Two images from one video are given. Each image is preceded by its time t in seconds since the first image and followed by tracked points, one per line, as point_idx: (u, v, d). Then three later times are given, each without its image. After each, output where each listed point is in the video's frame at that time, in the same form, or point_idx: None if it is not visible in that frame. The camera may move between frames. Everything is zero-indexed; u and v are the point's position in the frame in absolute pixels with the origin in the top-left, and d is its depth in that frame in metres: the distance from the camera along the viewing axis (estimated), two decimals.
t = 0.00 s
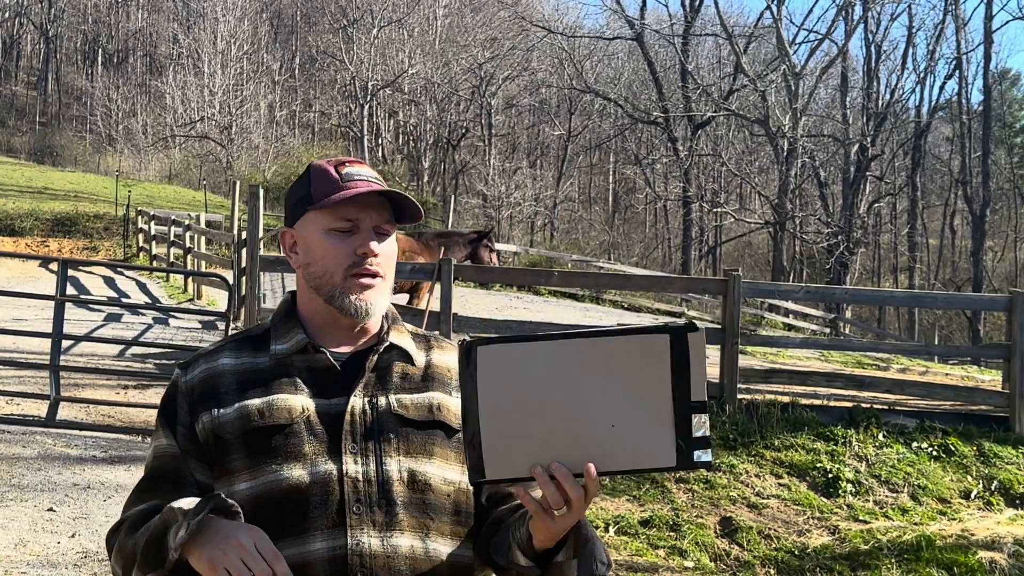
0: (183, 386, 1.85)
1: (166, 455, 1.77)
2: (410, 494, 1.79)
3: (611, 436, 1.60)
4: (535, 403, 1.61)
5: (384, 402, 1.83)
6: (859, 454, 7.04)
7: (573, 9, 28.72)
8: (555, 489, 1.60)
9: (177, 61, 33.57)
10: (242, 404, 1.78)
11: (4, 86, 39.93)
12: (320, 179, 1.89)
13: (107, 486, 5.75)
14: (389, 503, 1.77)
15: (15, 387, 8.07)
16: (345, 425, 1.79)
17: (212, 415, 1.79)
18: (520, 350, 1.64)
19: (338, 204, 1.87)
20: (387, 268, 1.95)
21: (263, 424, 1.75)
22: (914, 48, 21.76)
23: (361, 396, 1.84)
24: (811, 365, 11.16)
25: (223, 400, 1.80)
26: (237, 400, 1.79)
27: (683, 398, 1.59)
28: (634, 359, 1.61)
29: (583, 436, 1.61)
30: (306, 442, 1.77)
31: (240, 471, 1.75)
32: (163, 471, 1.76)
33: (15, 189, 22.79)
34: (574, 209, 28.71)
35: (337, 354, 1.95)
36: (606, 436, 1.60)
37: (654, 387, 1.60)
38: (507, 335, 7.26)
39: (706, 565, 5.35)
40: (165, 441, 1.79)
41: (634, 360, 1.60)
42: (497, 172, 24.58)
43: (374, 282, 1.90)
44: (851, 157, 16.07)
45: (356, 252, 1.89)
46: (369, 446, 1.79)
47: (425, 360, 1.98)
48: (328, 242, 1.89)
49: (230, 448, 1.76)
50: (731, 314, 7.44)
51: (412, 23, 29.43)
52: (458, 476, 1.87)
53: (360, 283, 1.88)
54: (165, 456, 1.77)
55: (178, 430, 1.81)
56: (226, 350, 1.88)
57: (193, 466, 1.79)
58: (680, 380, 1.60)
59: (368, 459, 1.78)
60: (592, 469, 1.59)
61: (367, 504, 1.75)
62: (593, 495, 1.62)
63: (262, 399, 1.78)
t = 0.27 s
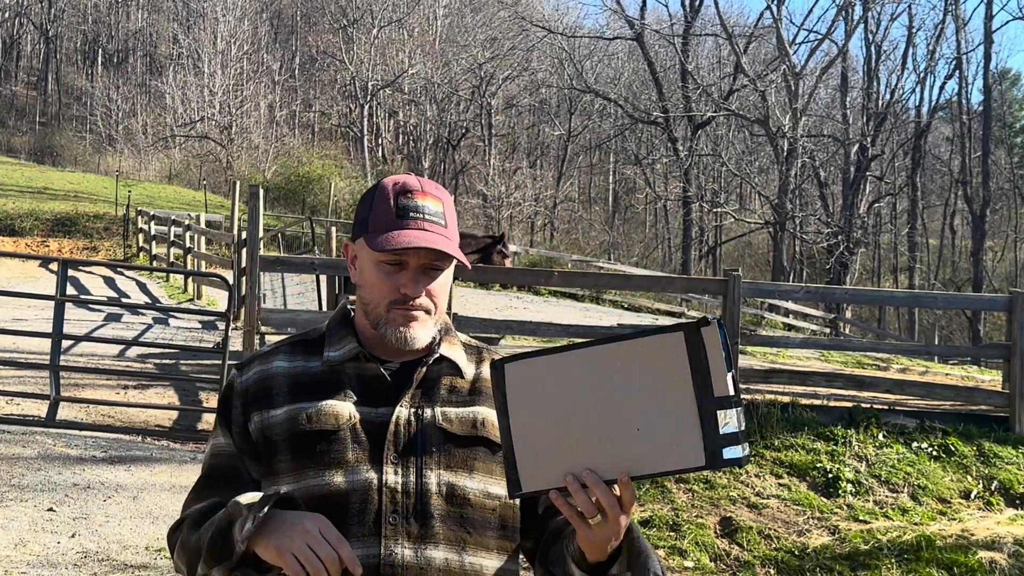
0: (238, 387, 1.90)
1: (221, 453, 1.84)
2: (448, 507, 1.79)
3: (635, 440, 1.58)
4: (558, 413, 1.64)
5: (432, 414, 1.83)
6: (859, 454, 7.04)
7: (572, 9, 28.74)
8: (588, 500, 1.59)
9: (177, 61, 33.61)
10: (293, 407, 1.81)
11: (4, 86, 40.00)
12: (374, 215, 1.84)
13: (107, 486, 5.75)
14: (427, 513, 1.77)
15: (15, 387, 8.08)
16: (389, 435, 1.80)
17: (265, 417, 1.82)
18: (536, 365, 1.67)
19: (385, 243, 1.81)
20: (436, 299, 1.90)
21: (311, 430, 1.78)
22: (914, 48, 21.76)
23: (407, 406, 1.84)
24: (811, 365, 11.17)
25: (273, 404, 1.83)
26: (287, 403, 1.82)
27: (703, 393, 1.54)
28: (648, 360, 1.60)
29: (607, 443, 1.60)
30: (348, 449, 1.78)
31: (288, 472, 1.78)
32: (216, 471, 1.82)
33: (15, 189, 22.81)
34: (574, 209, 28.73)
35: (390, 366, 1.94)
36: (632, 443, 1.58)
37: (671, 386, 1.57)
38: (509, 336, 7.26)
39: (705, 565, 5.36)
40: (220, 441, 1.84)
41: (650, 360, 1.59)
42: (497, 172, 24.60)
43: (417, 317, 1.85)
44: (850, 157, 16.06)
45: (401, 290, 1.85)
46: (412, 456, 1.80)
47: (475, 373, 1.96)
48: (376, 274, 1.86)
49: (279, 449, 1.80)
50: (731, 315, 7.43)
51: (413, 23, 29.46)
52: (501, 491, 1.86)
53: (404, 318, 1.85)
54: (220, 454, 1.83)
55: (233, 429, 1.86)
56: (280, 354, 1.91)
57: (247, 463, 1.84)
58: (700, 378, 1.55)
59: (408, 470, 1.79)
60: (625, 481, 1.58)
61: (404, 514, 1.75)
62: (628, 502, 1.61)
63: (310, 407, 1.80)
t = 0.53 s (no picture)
0: (258, 378, 1.90)
1: (237, 445, 1.85)
2: (466, 504, 1.80)
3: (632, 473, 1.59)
4: (562, 439, 1.63)
5: (452, 411, 1.84)
6: (859, 454, 7.04)
7: (572, 9, 28.76)
8: (578, 527, 1.62)
9: (177, 62, 33.63)
10: (312, 399, 1.81)
11: (4, 86, 40.06)
12: (386, 211, 1.87)
13: (108, 486, 5.76)
14: (443, 510, 1.78)
15: (15, 386, 8.08)
16: (409, 431, 1.80)
17: (283, 410, 1.83)
18: (545, 385, 1.65)
19: (396, 237, 1.84)
20: (451, 295, 1.90)
21: (332, 421, 1.78)
22: (914, 48, 21.76)
23: (428, 403, 1.84)
24: (811, 365, 11.18)
25: (292, 397, 1.83)
26: (307, 396, 1.82)
27: (706, 438, 1.55)
28: (654, 394, 1.59)
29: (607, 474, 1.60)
30: (366, 445, 1.78)
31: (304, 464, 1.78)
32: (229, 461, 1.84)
33: (15, 189, 22.82)
34: (574, 210, 28.75)
35: (414, 362, 1.95)
36: (630, 475, 1.59)
37: (675, 424, 1.57)
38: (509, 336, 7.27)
39: (705, 565, 5.36)
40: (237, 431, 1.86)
41: (656, 396, 1.59)
42: (497, 172, 24.62)
43: (430, 312, 1.86)
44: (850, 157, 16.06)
45: (413, 284, 1.87)
46: (431, 452, 1.80)
47: (496, 374, 1.96)
48: (391, 270, 1.88)
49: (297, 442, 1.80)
50: (731, 315, 7.41)
51: (413, 24, 29.48)
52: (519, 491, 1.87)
53: (417, 314, 1.86)
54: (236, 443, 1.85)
55: (251, 420, 1.87)
56: (302, 347, 1.90)
57: (264, 455, 1.84)
58: (704, 419, 1.55)
59: (428, 465, 1.79)
60: (618, 512, 1.60)
61: (422, 510, 1.76)
62: (618, 532, 1.63)
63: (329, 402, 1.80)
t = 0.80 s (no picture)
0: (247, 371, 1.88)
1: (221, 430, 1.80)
2: (462, 499, 1.80)
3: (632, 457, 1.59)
4: (562, 429, 1.64)
5: (446, 406, 1.85)
6: (859, 454, 7.04)
7: (572, 9, 28.76)
8: (582, 514, 1.61)
9: (178, 62, 33.63)
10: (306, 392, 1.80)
11: (4, 86, 40.06)
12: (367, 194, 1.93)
13: (108, 486, 5.76)
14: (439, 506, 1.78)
15: (15, 387, 8.08)
16: (404, 426, 1.80)
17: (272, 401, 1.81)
18: (545, 376, 1.67)
19: (379, 216, 1.89)
20: (434, 279, 1.93)
21: (326, 415, 1.78)
22: (914, 48, 21.76)
23: (422, 399, 1.85)
24: (811, 365, 11.19)
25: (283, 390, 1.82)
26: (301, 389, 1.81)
27: (699, 418, 1.54)
28: (647, 378, 1.59)
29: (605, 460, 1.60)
30: (362, 440, 1.77)
31: (295, 457, 1.76)
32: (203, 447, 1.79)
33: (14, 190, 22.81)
34: (574, 210, 28.76)
35: (407, 359, 1.97)
36: (626, 460, 1.59)
37: (671, 406, 1.56)
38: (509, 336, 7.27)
39: (705, 565, 5.36)
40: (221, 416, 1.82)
41: (651, 380, 1.58)
42: (497, 173, 24.62)
43: (411, 296, 1.88)
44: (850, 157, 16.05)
45: (395, 266, 1.90)
46: (426, 447, 1.81)
47: (489, 372, 1.98)
48: (374, 253, 1.93)
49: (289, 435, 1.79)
50: (731, 314, 7.42)
51: (413, 24, 29.48)
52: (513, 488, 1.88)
53: (397, 297, 1.88)
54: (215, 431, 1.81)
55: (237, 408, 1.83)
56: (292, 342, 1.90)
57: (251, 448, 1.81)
58: (696, 399, 1.55)
59: (423, 459, 1.79)
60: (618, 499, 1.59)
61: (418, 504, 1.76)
62: (621, 516, 1.62)
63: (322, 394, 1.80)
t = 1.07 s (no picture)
0: (241, 379, 1.87)
1: (222, 450, 1.79)
2: (460, 499, 1.79)
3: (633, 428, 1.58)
4: (558, 403, 1.62)
5: (441, 408, 1.83)
6: (859, 454, 7.03)
7: (572, 9, 28.76)
8: (588, 484, 1.58)
9: (177, 61, 33.64)
10: (300, 398, 1.79)
11: (3, 86, 40.07)
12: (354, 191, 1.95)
13: (107, 486, 5.75)
14: (439, 507, 1.76)
15: (15, 387, 8.08)
16: (400, 428, 1.79)
17: (269, 408, 1.80)
18: (536, 351, 1.64)
19: (366, 210, 1.91)
20: (423, 267, 1.93)
21: (321, 418, 1.77)
22: (914, 48, 21.76)
23: (417, 400, 1.84)
24: (811, 365, 11.19)
25: (278, 397, 1.81)
26: (294, 393, 1.80)
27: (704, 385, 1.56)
28: (644, 349, 1.59)
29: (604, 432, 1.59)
30: (359, 445, 1.76)
31: (295, 464, 1.75)
32: (207, 469, 1.78)
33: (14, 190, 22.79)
34: (574, 210, 28.77)
35: (400, 362, 1.95)
36: (629, 427, 1.59)
37: (671, 372, 1.58)
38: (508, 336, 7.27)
39: (706, 565, 5.35)
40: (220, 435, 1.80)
41: (648, 352, 1.59)
42: (497, 172, 24.61)
43: (402, 288, 1.88)
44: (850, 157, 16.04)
45: (385, 256, 1.91)
46: (424, 448, 1.79)
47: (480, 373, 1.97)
48: (363, 249, 1.93)
49: (285, 441, 1.77)
50: (731, 314, 7.42)
51: (413, 24, 29.49)
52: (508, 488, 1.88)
53: (388, 287, 1.88)
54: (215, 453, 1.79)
55: (234, 422, 1.82)
56: (284, 349, 1.89)
57: (250, 457, 1.79)
58: (700, 363, 1.56)
59: (421, 461, 1.78)
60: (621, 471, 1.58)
61: (419, 505, 1.75)
62: (626, 488, 1.60)
63: (317, 398, 1.79)
